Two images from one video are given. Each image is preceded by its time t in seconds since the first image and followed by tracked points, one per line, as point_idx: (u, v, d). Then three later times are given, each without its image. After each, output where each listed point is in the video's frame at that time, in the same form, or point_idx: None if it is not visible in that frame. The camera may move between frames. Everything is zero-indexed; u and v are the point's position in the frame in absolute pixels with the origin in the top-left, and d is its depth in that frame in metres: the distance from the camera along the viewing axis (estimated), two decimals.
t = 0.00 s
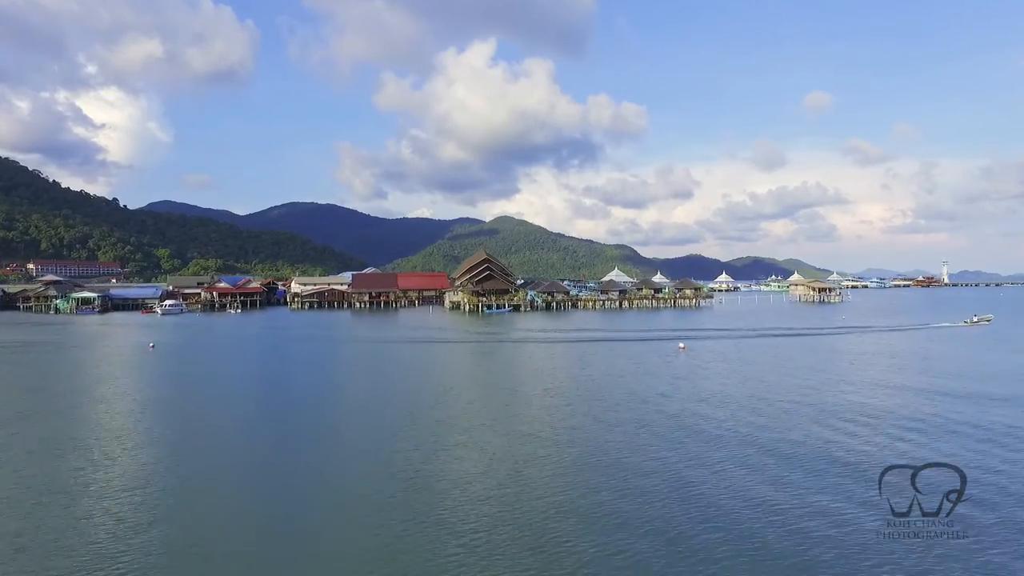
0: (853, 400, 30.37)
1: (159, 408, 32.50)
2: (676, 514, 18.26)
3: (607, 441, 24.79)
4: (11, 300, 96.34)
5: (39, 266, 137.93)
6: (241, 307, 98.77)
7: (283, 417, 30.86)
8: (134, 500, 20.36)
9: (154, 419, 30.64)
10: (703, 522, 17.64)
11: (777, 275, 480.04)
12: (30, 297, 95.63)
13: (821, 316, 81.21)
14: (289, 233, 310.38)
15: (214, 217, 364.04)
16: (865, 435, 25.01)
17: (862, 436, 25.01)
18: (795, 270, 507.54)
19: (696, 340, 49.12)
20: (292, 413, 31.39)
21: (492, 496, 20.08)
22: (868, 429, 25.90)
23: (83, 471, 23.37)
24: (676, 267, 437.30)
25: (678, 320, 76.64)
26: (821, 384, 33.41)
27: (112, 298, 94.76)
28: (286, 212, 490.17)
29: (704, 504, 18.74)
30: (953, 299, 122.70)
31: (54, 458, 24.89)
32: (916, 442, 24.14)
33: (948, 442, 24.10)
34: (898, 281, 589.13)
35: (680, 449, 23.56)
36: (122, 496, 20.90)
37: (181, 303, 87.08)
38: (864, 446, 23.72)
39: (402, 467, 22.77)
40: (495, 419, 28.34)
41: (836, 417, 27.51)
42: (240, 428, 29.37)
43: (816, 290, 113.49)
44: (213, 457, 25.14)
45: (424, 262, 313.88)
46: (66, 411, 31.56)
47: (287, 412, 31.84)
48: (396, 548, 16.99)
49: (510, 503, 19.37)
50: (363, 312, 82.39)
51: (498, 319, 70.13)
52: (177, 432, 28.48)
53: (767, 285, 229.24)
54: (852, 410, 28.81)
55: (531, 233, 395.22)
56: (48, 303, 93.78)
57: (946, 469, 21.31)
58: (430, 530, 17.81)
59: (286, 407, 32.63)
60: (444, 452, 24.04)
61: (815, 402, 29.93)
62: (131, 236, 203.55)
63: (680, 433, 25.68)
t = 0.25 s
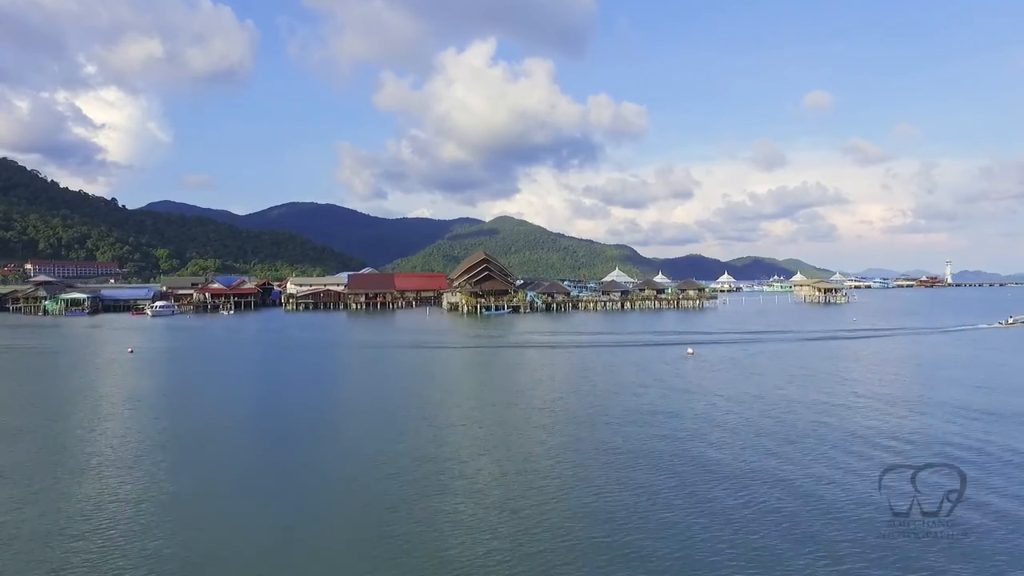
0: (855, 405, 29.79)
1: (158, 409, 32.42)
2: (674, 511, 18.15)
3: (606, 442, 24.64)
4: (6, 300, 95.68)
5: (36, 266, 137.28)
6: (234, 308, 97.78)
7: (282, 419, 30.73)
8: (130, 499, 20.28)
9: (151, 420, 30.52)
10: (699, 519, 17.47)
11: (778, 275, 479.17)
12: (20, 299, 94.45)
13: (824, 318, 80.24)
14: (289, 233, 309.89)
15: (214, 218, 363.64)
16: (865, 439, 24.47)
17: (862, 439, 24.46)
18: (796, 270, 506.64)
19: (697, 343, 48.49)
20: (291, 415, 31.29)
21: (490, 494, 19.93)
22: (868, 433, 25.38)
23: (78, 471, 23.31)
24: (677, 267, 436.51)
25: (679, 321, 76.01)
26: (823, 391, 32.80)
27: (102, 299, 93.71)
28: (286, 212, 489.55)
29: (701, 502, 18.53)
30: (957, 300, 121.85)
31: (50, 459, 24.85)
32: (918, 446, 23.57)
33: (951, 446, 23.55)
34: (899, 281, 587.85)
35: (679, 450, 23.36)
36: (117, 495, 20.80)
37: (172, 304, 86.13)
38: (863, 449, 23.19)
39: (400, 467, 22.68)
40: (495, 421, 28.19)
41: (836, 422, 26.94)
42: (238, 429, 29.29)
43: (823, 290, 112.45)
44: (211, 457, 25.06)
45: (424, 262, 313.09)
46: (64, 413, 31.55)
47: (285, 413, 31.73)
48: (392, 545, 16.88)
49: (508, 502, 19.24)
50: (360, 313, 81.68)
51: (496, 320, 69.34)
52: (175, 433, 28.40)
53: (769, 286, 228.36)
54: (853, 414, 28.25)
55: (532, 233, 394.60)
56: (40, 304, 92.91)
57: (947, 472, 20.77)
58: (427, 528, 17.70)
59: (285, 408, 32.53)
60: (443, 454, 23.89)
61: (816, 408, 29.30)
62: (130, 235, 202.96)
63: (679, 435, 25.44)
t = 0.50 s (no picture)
0: (857, 411, 29.48)
1: (158, 409, 32.27)
2: (674, 511, 18.06)
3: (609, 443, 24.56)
4: None
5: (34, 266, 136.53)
6: (225, 310, 96.79)
7: (283, 419, 30.61)
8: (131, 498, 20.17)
9: (151, 421, 30.38)
10: (705, 519, 17.43)
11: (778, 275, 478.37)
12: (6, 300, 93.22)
13: (826, 320, 79.86)
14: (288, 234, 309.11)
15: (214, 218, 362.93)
16: (868, 442, 24.26)
17: (864, 443, 24.26)
18: (797, 270, 505.71)
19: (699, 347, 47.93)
20: (291, 415, 31.14)
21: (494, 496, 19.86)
22: (871, 437, 25.15)
23: (78, 469, 23.28)
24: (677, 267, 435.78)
25: (682, 323, 75.25)
26: (827, 396, 32.41)
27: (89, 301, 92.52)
28: (284, 212, 488.04)
29: (706, 503, 18.51)
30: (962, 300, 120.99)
31: (49, 458, 24.76)
32: (921, 450, 23.38)
33: (954, 451, 23.36)
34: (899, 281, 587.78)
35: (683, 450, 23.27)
36: (118, 494, 20.72)
37: (161, 306, 85.06)
38: (865, 451, 23.03)
39: (402, 467, 22.55)
40: (495, 421, 28.10)
41: (837, 426, 26.73)
42: (239, 429, 29.16)
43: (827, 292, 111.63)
44: (212, 456, 24.95)
45: (423, 262, 312.31)
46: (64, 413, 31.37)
47: (286, 413, 31.64)
48: (396, 545, 16.84)
49: (512, 502, 19.18)
50: (358, 314, 81.10)
51: (495, 322, 68.68)
52: (176, 433, 28.29)
53: (771, 286, 227.52)
54: (855, 419, 28.04)
55: (532, 234, 393.89)
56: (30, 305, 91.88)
57: (950, 476, 20.64)
58: (431, 528, 17.63)
59: (286, 409, 32.38)
60: (446, 454, 23.77)
61: (818, 413, 29.03)
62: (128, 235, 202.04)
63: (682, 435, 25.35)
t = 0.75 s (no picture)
0: (857, 421, 29.26)
1: (158, 420, 32.29)
2: (676, 549, 18.24)
3: (607, 458, 24.71)
4: None
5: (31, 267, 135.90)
6: (218, 311, 95.99)
7: (283, 433, 30.69)
8: (132, 529, 20.33)
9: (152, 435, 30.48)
10: (703, 564, 17.53)
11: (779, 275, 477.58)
12: None
13: (826, 325, 79.49)
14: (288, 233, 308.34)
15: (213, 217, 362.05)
16: (864, 470, 24.18)
17: (860, 470, 24.18)
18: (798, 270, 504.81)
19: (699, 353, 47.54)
20: (291, 428, 31.22)
21: (493, 520, 20.12)
22: (868, 460, 25.05)
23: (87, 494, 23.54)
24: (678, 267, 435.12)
25: (683, 328, 74.82)
26: (827, 401, 32.11)
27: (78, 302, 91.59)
28: (283, 211, 486.80)
29: (703, 544, 18.63)
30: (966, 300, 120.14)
31: (58, 479, 25.03)
32: (917, 479, 23.36)
33: (950, 480, 23.29)
34: (900, 280, 587.24)
35: (680, 475, 23.49)
36: (119, 524, 20.85)
37: (151, 308, 84.20)
38: (859, 482, 23.06)
39: (401, 485, 22.73)
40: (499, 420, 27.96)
41: (834, 445, 26.57)
42: (239, 445, 29.27)
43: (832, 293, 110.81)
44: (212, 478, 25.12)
45: (423, 263, 311.70)
46: (65, 424, 31.43)
47: (290, 422, 31.78)
48: (396, 575, 17.11)
49: (516, 531, 19.27)
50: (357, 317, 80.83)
51: (494, 327, 68.21)
52: (176, 451, 28.38)
53: (773, 286, 226.73)
54: (853, 434, 27.86)
55: (532, 233, 393.11)
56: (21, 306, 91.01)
57: (944, 513, 20.63)
58: (432, 556, 17.91)
59: (285, 419, 32.46)
60: (445, 468, 23.87)
61: (817, 423, 28.81)
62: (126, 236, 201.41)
63: (679, 452, 25.48)
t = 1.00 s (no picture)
0: (860, 425, 28.57)
1: (151, 431, 31.83)
2: (684, 563, 17.86)
3: (606, 465, 24.20)
4: None
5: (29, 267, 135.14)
6: (210, 313, 95.15)
7: (278, 444, 30.25)
8: (127, 554, 19.99)
9: (145, 448, 30.06)
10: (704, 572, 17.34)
11: (780, 275, 477.20)
12: None
13: (828, 329, 78.69)
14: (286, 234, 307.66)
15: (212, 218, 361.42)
16: (864, 477, 23.65)
17: (861, 478, 23.63)
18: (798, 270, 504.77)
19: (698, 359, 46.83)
20: (286, 438, 30.84)
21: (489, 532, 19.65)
22: (868, 467, 24.48)
23: (90, 517, 23.21)
24: (678, 267, 434.61)
25: (683, 332, 74.38)
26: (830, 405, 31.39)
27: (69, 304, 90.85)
28: (282, 212, 485.84)
29: (705, 553, 18.41)
30: (969, 299, 119.56)
31: (61, 500, 24.69)
32: (918, 487, 22.82)
33: (951, 487, 22.77)
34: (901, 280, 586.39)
35: (680, 485, 23.00)
36: (108, 550, 20.45)
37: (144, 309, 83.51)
38: (859, 491, 22.53)
39: (396, 496, 22.34)
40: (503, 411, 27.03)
41: (835, 451, 25.96)
42: (233, 458, 28.87)
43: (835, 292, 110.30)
44: (206, 496, 24.77)
45: (422, 264, 310.86)
46: (57, 437, 30.96)
47: (293, 433, 31.31)
48: None
49: (525, 546, 18.82)
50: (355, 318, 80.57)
51: (492, 331, 67.41)
52: (169, 467, 27.95)
53: (774, 287, 226.31)
54: (855, 438, 27.24)
55: (532, 233, 392.74)
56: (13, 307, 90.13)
57: (945, 523, 20.15)
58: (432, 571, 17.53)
59: (281, 428, 32.04)
60: (441, 477, 23.38)
61: (819, 426, 28.14)
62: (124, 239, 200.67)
63: (681, 459, 24.98)
